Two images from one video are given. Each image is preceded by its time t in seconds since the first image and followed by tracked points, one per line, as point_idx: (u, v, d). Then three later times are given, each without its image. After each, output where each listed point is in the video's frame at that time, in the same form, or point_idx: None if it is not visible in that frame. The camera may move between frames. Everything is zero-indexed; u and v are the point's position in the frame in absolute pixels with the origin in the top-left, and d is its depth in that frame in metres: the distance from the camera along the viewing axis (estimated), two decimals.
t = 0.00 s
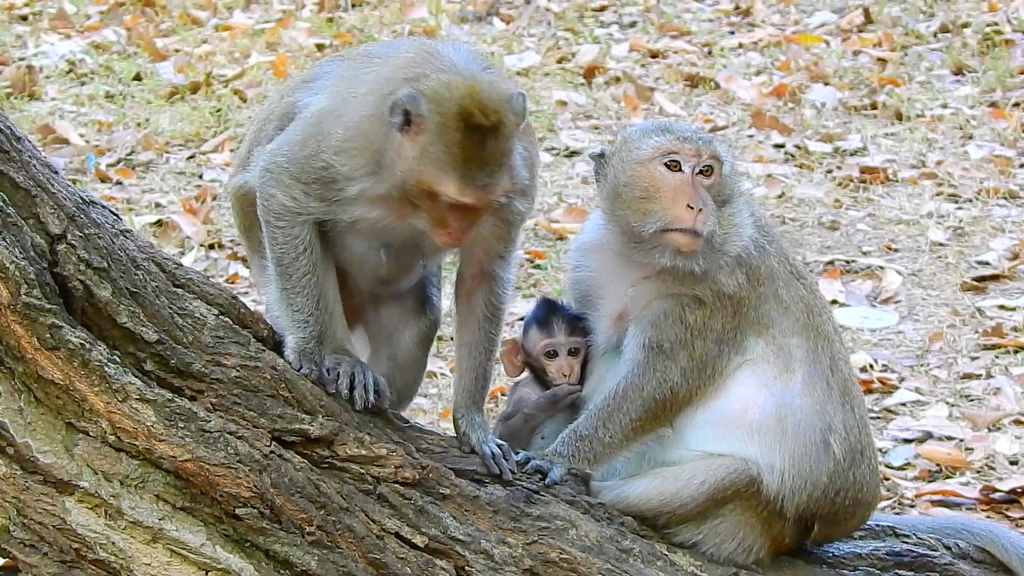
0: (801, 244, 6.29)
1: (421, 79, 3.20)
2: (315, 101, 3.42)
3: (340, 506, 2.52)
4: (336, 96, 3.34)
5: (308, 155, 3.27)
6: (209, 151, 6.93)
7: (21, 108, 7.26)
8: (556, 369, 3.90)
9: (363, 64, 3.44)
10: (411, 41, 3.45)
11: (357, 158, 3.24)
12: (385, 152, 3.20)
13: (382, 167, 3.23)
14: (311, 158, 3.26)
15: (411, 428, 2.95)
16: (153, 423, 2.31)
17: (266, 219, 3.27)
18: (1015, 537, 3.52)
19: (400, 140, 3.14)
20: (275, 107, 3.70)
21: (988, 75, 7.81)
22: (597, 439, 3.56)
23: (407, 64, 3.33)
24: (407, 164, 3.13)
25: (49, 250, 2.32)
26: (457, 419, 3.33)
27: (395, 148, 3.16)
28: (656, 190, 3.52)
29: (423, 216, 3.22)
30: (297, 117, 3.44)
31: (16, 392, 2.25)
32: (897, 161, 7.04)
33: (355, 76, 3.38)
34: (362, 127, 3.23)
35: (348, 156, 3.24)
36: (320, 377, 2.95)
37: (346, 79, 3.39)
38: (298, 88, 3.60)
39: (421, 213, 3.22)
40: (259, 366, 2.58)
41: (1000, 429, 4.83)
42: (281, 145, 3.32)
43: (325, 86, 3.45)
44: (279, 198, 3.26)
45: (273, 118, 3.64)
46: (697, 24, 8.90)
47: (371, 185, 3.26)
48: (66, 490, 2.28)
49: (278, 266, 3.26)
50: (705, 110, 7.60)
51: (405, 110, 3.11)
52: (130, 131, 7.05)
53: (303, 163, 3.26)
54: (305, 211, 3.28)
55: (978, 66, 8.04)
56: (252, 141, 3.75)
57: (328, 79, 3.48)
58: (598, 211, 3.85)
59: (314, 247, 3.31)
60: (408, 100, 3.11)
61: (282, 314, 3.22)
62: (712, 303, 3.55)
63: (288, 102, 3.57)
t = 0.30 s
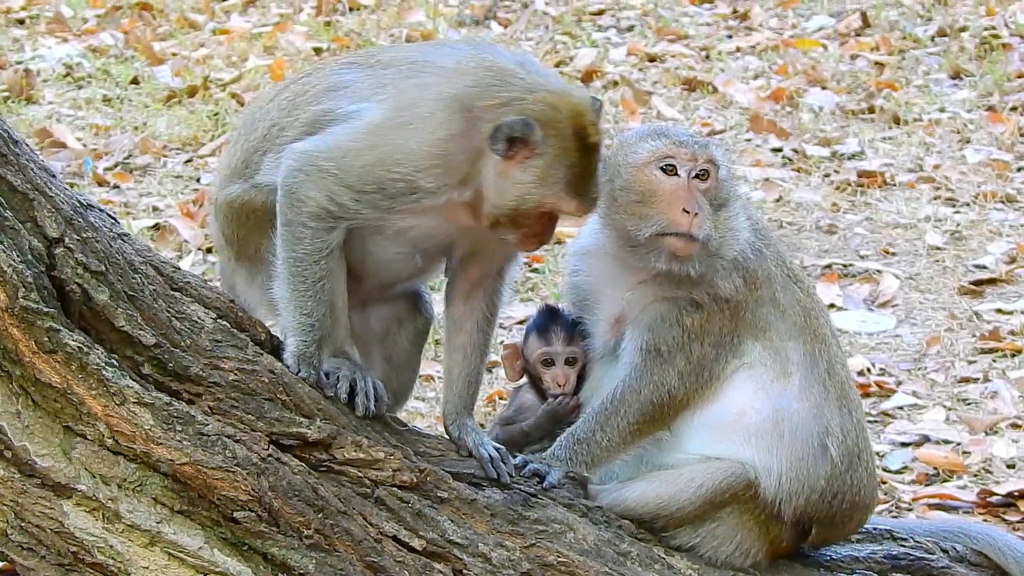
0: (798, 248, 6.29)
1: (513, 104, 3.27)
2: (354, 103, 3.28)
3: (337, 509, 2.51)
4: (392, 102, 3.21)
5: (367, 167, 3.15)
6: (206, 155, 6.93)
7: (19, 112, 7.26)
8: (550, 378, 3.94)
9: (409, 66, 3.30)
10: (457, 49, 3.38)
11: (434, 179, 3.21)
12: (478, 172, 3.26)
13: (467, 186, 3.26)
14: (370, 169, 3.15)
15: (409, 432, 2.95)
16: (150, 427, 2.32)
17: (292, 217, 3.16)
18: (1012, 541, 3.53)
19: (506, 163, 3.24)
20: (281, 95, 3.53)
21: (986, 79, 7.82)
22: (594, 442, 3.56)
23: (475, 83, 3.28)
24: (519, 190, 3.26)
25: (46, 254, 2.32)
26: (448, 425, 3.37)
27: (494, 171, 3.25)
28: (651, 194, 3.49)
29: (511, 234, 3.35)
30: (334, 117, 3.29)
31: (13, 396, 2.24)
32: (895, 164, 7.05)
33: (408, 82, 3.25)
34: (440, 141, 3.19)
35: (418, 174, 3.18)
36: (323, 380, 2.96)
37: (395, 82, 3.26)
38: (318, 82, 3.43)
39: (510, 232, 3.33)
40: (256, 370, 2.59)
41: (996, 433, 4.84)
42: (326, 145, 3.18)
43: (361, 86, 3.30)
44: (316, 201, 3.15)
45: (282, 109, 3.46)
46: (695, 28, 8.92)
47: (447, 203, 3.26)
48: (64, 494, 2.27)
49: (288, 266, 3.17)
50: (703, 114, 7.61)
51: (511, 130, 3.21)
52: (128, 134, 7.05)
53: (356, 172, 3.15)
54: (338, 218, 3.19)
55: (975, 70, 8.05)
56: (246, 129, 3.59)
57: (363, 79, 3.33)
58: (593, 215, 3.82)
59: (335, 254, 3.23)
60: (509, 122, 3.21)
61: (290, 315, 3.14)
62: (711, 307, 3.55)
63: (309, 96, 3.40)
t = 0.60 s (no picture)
0: (791, 248, 6.30)
1: (568, 98, 3.19)
2: (390, 101, 3.14)
3: (332, 510, 2.52)
4: (434, 100, 3.07)
5: (413, 167, 3.02)
6: (199, 156, 6.92)
7: (11, 113, 7.24)
8: (543, 378, 3.84)
9: (445, 63, 3.16)
10: (492, 44, 3.25)
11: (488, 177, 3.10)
12: (534, 164, 3.18)
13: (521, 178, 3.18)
14: (417, 170, 3.02)
15: (403, 433, 2.96)
16: (145, 428, 2.31)
17: (322, 218, 3.05)
18: (1005, 541, 3.55)
19: (566, 156, 3.18)
20: (300, 98, 3.37)
21: (978, 80, 7.84)
22: (588, 443, 3.56)
23: (521, 80, 3.17)
24: (582, 179, 3.21)
25: (40, 256, 2.31)
26: (441, 425, 3.36)
27: (547, 161, 3.18)
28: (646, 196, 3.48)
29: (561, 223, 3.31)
30: (369, 118, 3.14)
31: (6, 397, 2.23)
32: (888, 165, 7.06)
33: (450, 79, 3.12)
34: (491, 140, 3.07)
35: (470, 174, 3.06)
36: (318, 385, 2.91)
37: (434, 80, 3.12)
38: (344, 83, 3.27)
39: (563, 222, 3.30)
40: (250, 371, 2.58)
41: (989, 433, 4.85)
42: (364, 146, 3.05)
43: (395, 85, 3.16)
44: (350, 202, 3.04)
45: (305, 112, 3.31)
46: (687, 28, 8.94)
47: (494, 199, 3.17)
48: (57, 495, 2.26)
49: (308, 265, 3.06)
50: (696, 115, 7.61)
51: (576, 124, 3.17)
52: (120, 135, 7.04)
53: (401, 172, 3.02)
54: (375, 218, 3.09)
55: (968, 71, 8.07)
56: (258, 131, 3.43)
57: (396, 77, 3.18)
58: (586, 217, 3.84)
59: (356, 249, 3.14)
60: (573, 116, 3.17)
61: (297, 313, 3.06)
62: (703, 307, 3.58)
63: (337, 97, 3.26)
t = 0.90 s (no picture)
0: (783, 249, 6.31)
1: (576, 75, 3.21)
2: (396, 96, 3.11)
3: (323, 512, 2.51)
4: (444, 91, 3.04)
5: (431, 156, 2.98)
6: (190, 157, 6.91)
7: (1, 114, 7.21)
8: (539, 376, 3.87)
9: (448, 55, 3.14)
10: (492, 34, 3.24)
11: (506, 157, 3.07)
12: (552, 144, 3.19)
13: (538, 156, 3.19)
14: (433, 159, 2.98)
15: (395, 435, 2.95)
16: (136, 430, 2.30)
17: (332, 220, 2.99)
18: (996, 541, 3.55)
19: (582, 132, 3.20)
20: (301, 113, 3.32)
21: (969, 80, 7.86)
22: (579, 444, 3.56)
23: (526, 63, 3.17)
24: (601, 154, 3.23)
25: (32, 257, 2.30)
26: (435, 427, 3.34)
27: (563, 141, 3.19)
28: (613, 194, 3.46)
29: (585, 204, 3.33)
30: (378, 116, 3.10)
31: None
32: (879, 165, 7.07)
33: (455, 68, 3.09)
34: (499, 125, 3.04)
35: (490, 156, 3.03)
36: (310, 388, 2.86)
37: (440, 72, 3.10)
38: (344, 86, 3.25)
39: (589, 200, 3.32)
40: (242, 373, 2.58)
41: (980, 434, 4.86)
42: (375, 142, 3.00)
43: (400, 82, 3.13)
44: (362, 200, 2.98)
45: (306, 122, 3.26)
46: (678, 29, 8.96)
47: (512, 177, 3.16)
48: (50, 497, 2.23)
49: (313, 268, 3.00)
50: (687, 115, 7.62)
51: (592, 98, 3.20)
52: (111, 136, 7.02)
53: (418, 163, 2.97)
54: (389, 214, 3.03)
55: (958, 71, 8.09)
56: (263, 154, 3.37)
57: (400, 76, 3.15)
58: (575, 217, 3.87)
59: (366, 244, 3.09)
60: (589, 89, 3.20)
61: (293, 315, 2.99)
62: (694, 307, 3.58)
63: (341, 103, 3.21)
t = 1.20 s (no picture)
0: (771, 249, 6.32)
1: (564, 68, 3.17)
2: (384, 118, 2.97)
3: (312, 513, 2.52)
4: (441, 109, 2.94)
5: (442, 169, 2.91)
6: (179, 157, 6.90)
7: None
8: (530, 373, 3.85)
9: (424, 75, 3.02)
10: (457, 46, 3.13)
11: (514, 160, 3.03)
12: (555, 137, 3.16)
13: (547, 149, 3.15)
14: (449, 174, 2.92)
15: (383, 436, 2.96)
16: (125, 431, 2.31)
17: (342, 232, 2.88)
18: (985, 541, 3.56)
19: (585, 122, 3.21)
20: (269, 150, 3.14)
21: (957, 80, 7.89)
22: (567, 444, 3.58)
23: (508, 66, 3.11)
24: (605, 139, 3.25)
25: (20, 259, 2.30)
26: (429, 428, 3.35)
27: (565, 130, 3.17)
28: (634, 174, 3.50)
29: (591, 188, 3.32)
30: (374, 139, 2.95)
31: None
32: (867, 165, 7.10)
33: (439, 86, 2.99)
34: (500, 134, 3.00)
35: (498, 163, 2.99)
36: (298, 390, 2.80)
37: (427, 90, 2.98)
38: (316, 115, 3.08)
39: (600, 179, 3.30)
40: (231, 374, 2.58)
41: (969, 434, 4.89)
42: (383, 156, 2.88)
43: (383, 105, 3.00)
44: (375, 213, 2.88)
45: (280, 156, 3.08)
46: (667, 29, 8.98)
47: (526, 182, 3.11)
48: (38, 499, 2.23)
49: (312, 277, 2.88)
50: (675, 115, 7.63)
51: (587, 85, 3.20)
52: (99, 137, 7.01)
53: (430, 176, 2.90)
54: (398, 227, 2.95)
55: (947, 70, 8.12)
56: (234, 198, 3.16)
57: (383, 99, 3.01)
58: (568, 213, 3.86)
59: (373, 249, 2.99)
60: (582, 79, 3.18)
61: (285, 320, 2.88)
62: (683, 302, 3.59)
63: (319, 132, 3.04)
